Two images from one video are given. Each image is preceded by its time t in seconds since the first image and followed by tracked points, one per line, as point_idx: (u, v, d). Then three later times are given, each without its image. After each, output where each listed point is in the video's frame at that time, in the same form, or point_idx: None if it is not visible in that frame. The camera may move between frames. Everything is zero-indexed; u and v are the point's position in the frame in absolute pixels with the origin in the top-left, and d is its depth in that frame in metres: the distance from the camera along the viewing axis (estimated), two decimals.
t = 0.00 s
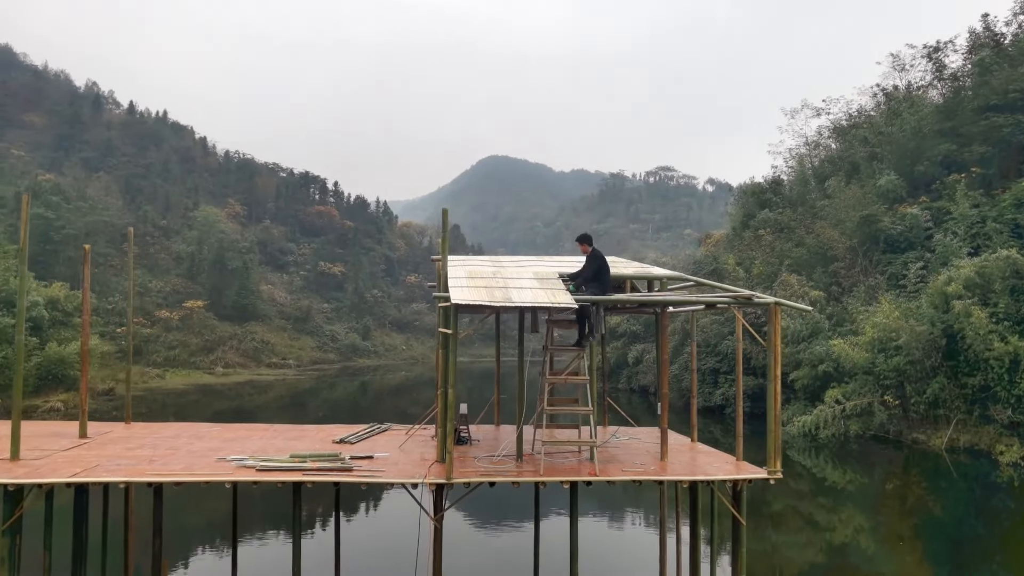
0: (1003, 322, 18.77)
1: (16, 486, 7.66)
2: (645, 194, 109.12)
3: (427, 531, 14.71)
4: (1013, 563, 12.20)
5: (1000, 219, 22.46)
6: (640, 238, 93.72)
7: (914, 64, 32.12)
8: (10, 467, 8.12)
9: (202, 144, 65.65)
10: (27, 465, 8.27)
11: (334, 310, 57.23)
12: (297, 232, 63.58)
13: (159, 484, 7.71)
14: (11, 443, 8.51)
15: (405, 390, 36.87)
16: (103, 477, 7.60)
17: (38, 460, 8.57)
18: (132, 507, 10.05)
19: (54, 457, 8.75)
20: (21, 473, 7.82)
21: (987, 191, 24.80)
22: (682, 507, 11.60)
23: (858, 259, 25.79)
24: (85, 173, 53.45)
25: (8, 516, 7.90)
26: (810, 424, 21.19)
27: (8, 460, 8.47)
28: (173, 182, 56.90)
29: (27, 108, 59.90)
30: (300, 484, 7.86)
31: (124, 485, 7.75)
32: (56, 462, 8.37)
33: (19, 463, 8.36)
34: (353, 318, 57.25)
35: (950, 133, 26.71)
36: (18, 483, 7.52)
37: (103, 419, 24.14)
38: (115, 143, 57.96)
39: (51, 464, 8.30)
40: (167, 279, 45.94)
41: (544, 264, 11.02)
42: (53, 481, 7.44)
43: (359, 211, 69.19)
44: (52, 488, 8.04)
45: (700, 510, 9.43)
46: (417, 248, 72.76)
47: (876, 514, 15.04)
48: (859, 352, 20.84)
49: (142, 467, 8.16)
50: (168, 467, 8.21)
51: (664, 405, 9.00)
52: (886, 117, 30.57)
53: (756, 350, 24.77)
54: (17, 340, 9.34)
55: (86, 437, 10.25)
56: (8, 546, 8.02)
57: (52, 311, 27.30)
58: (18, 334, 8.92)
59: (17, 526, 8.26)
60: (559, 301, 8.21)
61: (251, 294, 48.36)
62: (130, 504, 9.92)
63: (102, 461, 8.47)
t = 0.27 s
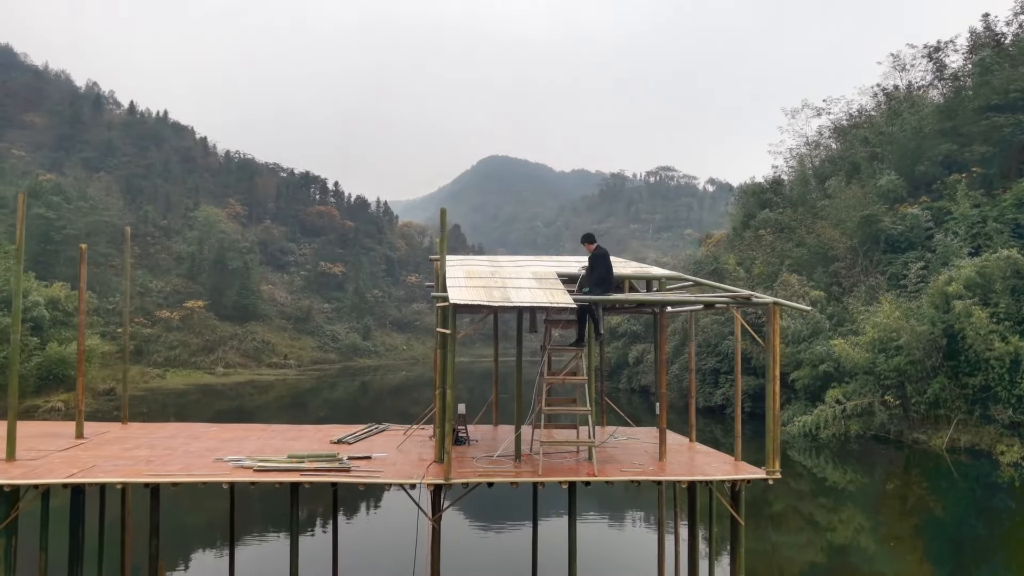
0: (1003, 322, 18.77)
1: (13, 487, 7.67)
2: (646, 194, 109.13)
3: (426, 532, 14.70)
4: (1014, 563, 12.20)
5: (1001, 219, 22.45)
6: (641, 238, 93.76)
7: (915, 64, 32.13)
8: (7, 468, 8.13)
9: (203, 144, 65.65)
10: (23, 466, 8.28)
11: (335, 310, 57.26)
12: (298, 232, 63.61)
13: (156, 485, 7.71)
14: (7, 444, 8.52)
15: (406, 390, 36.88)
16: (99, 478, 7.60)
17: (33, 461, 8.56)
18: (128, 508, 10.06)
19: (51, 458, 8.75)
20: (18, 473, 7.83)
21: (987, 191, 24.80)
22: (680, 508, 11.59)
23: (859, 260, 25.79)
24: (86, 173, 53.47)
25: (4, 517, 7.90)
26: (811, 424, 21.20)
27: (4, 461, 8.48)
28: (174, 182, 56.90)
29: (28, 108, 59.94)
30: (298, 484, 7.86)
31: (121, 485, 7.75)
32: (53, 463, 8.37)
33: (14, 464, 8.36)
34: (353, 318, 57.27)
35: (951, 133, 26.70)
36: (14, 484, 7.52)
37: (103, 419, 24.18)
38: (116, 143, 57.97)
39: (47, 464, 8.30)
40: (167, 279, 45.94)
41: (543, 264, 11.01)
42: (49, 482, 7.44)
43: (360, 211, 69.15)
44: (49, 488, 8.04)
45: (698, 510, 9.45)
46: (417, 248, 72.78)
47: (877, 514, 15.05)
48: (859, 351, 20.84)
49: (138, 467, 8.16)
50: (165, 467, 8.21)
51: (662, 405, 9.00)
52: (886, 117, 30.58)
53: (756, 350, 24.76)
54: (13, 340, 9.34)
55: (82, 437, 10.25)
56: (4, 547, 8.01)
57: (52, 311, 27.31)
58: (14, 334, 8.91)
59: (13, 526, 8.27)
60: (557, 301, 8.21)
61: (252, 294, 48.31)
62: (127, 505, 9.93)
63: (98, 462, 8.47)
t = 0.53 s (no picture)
0: (1003, 323, 18.76)
1: (11, 488, 7.67)
2: (646, 194, 109.17)
3: (424, 532, 14.72)
4: (1014, 563, 12.19)
5: (1001, 219, 22.45)
6: (641, 238, 93.82)
7: (915, 64, 32.13)
8: (4, 469, 8.13)
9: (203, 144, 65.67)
10: (21, 467, 8.28)
11: (335, 311, 57.29)
12: (298, 232, 63.67)
13: (154, 485, 7.72)
14: (5, 445, 8.53)
15: (406, 390, 36.89)
16: (97, 479, 7.61)
17: (32, 462, 8.58)
18: (126, 508, 10.07)
19: (48, 459, 8.75)
20: (15, 474, 7.84)
21: (987, 191, 24.82)
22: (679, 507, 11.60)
23: (859, 260, 25.81)
24: (86, 174, 53.49)
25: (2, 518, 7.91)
26: (812, 424, 21.21)
27: (1, 462, 8.49)
28: (174, 183, 56.90)
29: (28, 109, 59.99)
30: (296, 485, 7.86)
31: (119, 486, 7.77)
32: (50, 464, 8.37)
33: (12, 465, 8.37)
34: (354, 319, 57.30)
35: (951, 133, 26.71)
36: (12, 485, 7.53)
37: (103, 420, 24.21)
38: (116, 143, 58.00)
39: (45, 465, 8.31)
40: (167, 279, 45.95)
41: (542, 264, 11.02)
42: (47, 483, 7.45)
43: (360, 211, 69.01)
44: (47, 490, 8.05)
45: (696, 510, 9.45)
46: (417, 249, 72.82)
47: (877, 514, 15.05)
48: (859, 352, 20.85)
49: (136, 468, 8.17)
50: (163, 468, 8.23)
51: (662, 406, 9.00)
52: (886, 117, 30.61)
53: (756, 350, 24.76)
54: (10, 341, 9.33)
55: (80, 437, 10.26)
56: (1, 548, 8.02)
57: (53, 311, 27.30)
58: (11, 335, 8.91)
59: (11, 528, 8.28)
60: (555, 301, 8.22)
61: (252, 295, 48.25)
62: (125, 506, 9.93)
63: (96, 463, 8.47)
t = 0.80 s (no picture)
0: (1004, 322, 18.73)
1: (10, 488, 7.67)
2: (646, 194, 109.14)
3: (424, 532, 14.71)
4: (1016, 564, 12.16)
5: (1002, 218, 22.44)
6: (641, 238, 93.83)
7: (915, 64, 32.11)
8: (3, 469, 8.12)
9: (204, 144, 65.68)
10: (20, 467, 8.28)
11: (335, 310, 57.32)
12: (298, 232, 63.70)
13: (153, 485, 7.72)
14: (4, 445, 8.51)
15: (407, 390, 36.88)
16: (97, 479, 7.60)
17: (31, 461, 8.57)
18: (125, 508, 10.06)
19: (47, 459, 8.74)
20: (14, 474, 7.84)
21: (988, 191, 24.79)
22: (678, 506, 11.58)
23: (859, 260, 25.79)
24: (87, 174, 53.52)
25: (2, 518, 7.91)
26: (812, 424, 21.30)
27: (0, 461, 8.48)
28: (174, 183, 56.90)
29: (28, 109, 60.04)
30: (295, 485, 7.85)
31: (118, 487, 7.75)
32: (49, 464, 8.37)
33: (12, 464, 8.37)
34: (354, 318, 57.32)
35: (951, 133, 26.70)
36: (11, 485, 7.52)
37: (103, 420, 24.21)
38: (117, 143, 58.04)
39: (44, 466, 8.29)
40: (167, 279, 45.96)
41: (541, 264, 11.00)
42: (46, 483, 7.45)
43: (361, 211, 68.78)
44: (46, 490, 8.04)
45: (696, 510, 9.43)
46: (418, 249, 72.82)
47: (878, 514, 15.03)
48: (860, 352, 20.85)
49: (136, 468, 8.16)
50: (163, 468, 8.22)
51: (661, 405, 8.98)
52: (887, 117, 30.60)
53: (756, 350, 24.74)
54: (9, 341, 9.32)
55: (78, 437, 10.25)
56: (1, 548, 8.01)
57: (53, 311, 27.28)
58: (9, 334, 8.89)
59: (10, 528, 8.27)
60: (555, 301, 8.21)
61: (253, 294, 48.25)
62: (124, 506, 9.93)
63: (95, 463, 8.46)
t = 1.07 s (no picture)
0: (1005, 322, 18.73)
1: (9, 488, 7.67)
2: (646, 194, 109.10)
3: (424, 532, 14.71)
4: (1017, 564, 12.15)
5: (1002, 218, 22.43)
6: (642, 238, 93.84)
7: (916, 63, 32.10)
8: (1, 469, 8.11)
9: (204, 144, 65.68)
10: (18, 467, 8.27)
11: (336, 310, 57.36)
12: (299, 232, 63.74)
13: (152, 485, 7.72)
14: (2, 445, 8.51)
15: (407, 390, 36.89)
16: (95, 479, 7.61)
17: (30, 462, 8.58)
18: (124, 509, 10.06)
19: (46, 459, 8.75)
20: (13, 474, 7.83)
21: (989, 191, 24.80)
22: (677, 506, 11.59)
23: (860, 259, 25.78)
24: (88, 174, 53.54)
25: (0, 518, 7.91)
26: (813, 423, 21.48)
27: None
28: (175, 183, 56.90)
29: (29, 109, 60.12)
30: (295, 485, 7.86)
31: (116, 487, 7.75)
32: (48, 464, 8.37)
33: (10, 465, 8.37)
34: (355, 318, 57.36)
35: (952, 133, 26.70)
36: (10, 486, 7.52)
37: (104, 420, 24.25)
38: (117, 143, 58.07)
39: (43, 466, 8.30)
40: (168, 279, 45.97)
41: (540, 264, 11.00)
42: (44, 483, 7.45)
43: (361, 212, 68.51)
44: (44, 489, 8.04)
45: (695, 510, 9.42)
46: (418, 249, 72.84)
47: (878, 515, 15.01)
48: (861, 352, 20.87)
49: (135, 468, 8.16)
50: (161, 468, 8.21)
51: (660, 405, 8.99)
52: (887, 117, 30.59)
53: (756, 349, 24.74)
54: (7, 341, 9.31)
55: (77, 437, 10.25)
56: None
57: (54, 311, 27.25)
58: (7, 334, 8.88)
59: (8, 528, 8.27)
60: (554, 301, 8.22)
61: (254, 295, 48.29)
62: (122, 506, 9.93)
63: (94, 463, 8.46)
